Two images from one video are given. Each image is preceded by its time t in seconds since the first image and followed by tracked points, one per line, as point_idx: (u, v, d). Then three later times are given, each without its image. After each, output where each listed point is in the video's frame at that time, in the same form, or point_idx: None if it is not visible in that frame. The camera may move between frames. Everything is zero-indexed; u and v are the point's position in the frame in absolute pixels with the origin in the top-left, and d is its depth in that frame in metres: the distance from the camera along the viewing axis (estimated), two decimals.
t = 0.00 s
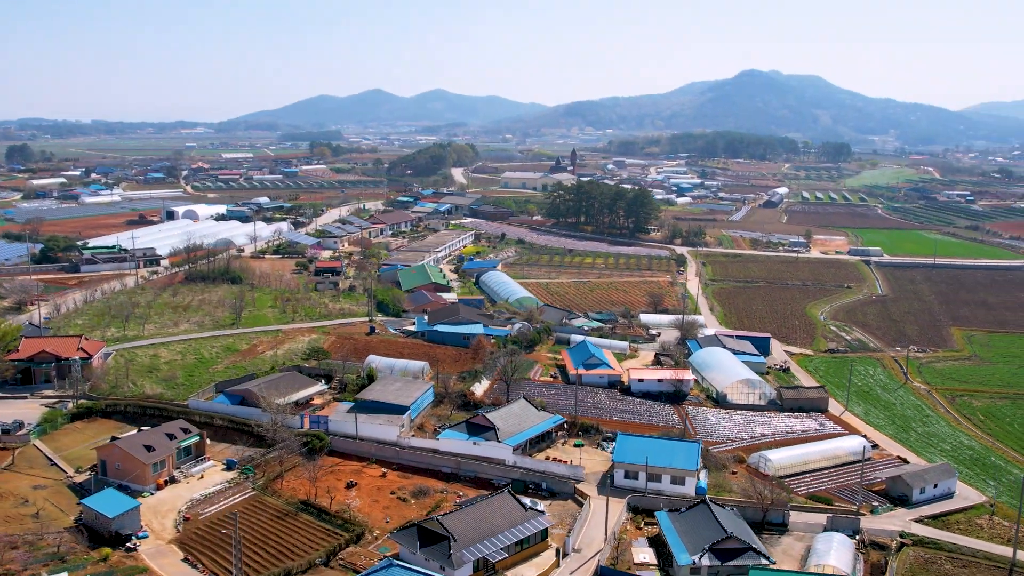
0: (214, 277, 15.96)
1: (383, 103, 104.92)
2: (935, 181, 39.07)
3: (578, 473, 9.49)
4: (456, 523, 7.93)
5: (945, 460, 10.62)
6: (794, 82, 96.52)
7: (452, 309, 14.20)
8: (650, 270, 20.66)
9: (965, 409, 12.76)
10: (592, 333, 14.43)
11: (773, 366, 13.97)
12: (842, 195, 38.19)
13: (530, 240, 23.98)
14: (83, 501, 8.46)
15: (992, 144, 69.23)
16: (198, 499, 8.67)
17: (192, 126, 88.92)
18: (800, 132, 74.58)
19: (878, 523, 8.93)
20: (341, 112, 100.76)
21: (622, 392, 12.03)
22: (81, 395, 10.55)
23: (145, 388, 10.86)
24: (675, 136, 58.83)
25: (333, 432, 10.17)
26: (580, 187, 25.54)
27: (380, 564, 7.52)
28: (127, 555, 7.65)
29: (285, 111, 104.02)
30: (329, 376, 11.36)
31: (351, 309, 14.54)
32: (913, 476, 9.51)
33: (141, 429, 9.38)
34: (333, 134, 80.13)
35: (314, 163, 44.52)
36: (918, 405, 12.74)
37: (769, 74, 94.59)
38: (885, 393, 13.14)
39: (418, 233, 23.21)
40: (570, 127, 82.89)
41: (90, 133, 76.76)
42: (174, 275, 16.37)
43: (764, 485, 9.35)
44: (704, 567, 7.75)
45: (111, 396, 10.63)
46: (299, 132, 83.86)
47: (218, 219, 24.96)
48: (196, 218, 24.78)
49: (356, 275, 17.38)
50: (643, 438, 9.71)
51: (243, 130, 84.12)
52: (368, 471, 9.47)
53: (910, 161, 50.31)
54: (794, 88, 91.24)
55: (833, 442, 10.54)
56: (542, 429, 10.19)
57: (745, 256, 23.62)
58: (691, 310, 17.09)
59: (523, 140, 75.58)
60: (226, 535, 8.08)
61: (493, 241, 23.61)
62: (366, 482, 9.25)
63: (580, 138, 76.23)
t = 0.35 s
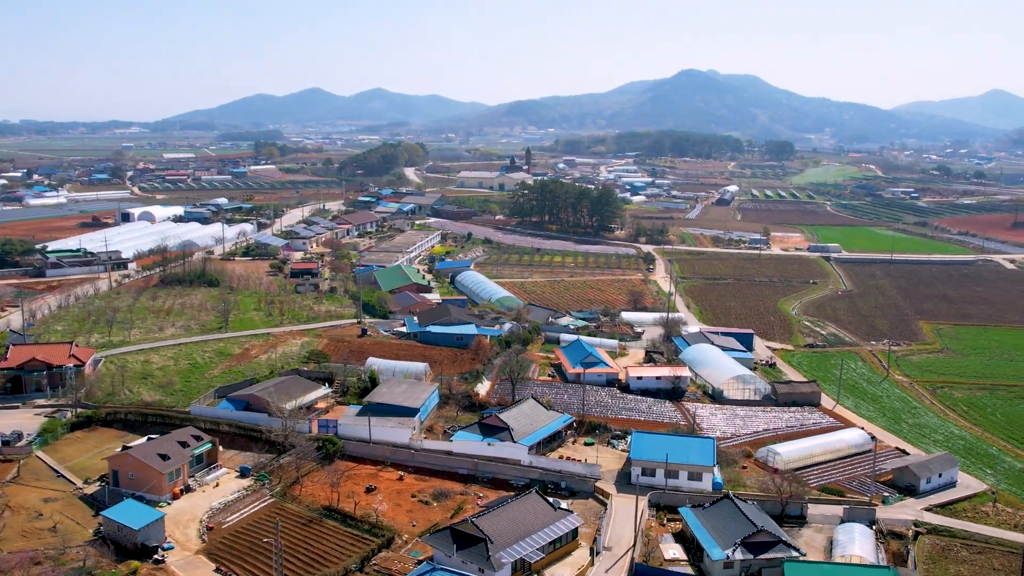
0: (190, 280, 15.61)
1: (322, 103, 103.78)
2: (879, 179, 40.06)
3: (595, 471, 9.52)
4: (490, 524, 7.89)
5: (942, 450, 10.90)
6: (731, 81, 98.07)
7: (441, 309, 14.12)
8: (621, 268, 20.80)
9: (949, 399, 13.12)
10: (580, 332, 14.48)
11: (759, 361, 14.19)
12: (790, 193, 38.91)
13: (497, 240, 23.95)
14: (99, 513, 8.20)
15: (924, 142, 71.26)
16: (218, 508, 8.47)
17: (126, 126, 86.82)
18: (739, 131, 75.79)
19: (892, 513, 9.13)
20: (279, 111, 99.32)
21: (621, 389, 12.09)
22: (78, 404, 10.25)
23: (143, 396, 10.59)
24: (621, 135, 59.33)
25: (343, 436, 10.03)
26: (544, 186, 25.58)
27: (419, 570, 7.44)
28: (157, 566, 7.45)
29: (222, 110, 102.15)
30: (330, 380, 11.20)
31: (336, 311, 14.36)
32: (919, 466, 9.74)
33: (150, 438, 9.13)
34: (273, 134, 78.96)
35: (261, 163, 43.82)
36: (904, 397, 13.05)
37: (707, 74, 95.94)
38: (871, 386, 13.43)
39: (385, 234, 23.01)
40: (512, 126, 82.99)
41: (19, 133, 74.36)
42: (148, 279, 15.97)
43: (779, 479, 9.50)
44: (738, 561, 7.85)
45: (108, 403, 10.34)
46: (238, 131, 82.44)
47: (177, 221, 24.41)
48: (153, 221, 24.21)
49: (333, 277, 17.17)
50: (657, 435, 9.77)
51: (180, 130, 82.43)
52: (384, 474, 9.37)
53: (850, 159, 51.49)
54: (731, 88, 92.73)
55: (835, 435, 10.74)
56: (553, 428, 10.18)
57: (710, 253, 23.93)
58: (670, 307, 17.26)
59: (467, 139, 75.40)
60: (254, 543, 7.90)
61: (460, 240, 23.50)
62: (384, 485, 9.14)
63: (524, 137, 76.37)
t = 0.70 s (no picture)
0: (177, 283, 15.30)
1: (269, 103, 102.49)
2: (834, 178, 40.82)
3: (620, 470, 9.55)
4: (532, 525, 7.88)
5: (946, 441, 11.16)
6: (679, 80, 99.10)
7: (439, 310, 14.07)
8: (601, 268, 20.90)
9: (941, 393, 13.43)
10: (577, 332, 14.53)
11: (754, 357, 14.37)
12: (749, 191, 39.45)
13: (472, 240, 23.89)
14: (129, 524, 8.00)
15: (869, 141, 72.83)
16: (248, 515, 8.32)
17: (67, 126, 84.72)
18: (689, 131, 76.68)
19: (912, 505, 9.32)
20: (226, 111, 97.78)
21: (627, 387, 12.17)
22: (86, 412, 9.99)
23: (152, 403, 10.36)
24: (576, 135, 59.63)
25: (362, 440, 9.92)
26: (517, 185, 25.57)
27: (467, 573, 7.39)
28: None
29: (166, 110, 100.27)
30: (341, 383, 11.08)
31: (332, 313, 14.21)
32: (932, 458, 9.96)
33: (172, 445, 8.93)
34: (222, 134, 77.71)
35: (217, 163, 43.12)
36: (899, 391, 13.32)
37: (655, 74, 96.82)
38: (865, 381, 13.69)
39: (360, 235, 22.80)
40: (464, 126, 82.84)
41: None
42: (131, 282, 15.62)
43: (799, 474, 9.64)
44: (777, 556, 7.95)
45: (118, 411, 10.10)
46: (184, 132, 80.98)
47: (144, 223, 23.91)
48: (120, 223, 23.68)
49: (319, 279, 16.98)
50: (679, 433, 9.83)
51: (124, 130, 80.72)
52: (410, 478, 9.28)
53: (802, 158, 52.39)
54: (680, 87, 93.75)
55: (845, 429, 10.92)
56: (573, 428, 10.19)
57: (683, 251, 24.16)
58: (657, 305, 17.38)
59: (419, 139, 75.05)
60: (293, 551, 7.78)
61: (435, 241, 23.38)
62: (412, 489, 9.06)
63: (477, 137, 76.29)
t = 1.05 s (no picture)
0: (179, 286, 15.08)
1: (231, 103, 101.39)
2: (808, 176, 41.36)
3: (657, 469, 9.58)
4: (588, 525, 7.87)
5: (964, 435, 11.34)
6: (643, 80, 99.70)
7: (451, 311, 14.05)
8: (594, 268, 20.95)
9: (948, 387, 13.65)
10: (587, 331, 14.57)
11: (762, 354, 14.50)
12: (724, 190, 39.83)
13: (462, 240, 23.82)
14: (176, 532, 7.87)
15: (832, 140, 73.87)
16: (296, 520, 8.22)
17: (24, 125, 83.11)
18: (656, 130, 77.21)
19: (945, 499, 9.45)
20: (188, 111, 96.51)
21: (647, 386, 12.22)
22: (114, 417, 9.81)
23: (179, 407, 10.19)
24: (546, 134, 59.77)
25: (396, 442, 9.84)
26: (504, 185, 25.54)
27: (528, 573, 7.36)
28: None
29: (126, 110, 98.74)
30: (366, 386, 11.01)
31: (342, 315, 14.10)
32: (958, 451, 10.13)
33: (210, 450, 8.80)
34: (186, 134, 76.66)
35: (189, 163, 42.56)
36: (907, 387, 13.51)
37: (620, 74, 97.33)
38: (873, 377, 13.87)
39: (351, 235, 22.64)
40: (431, 126, 82.62)
41: None
42: (131, 285, 15.36)
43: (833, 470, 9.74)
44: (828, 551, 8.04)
45: (145, 416, 9.93)
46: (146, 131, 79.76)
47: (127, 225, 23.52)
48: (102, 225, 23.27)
49: (320, 281, 16.86)
50: (713, 430, 9.89)
51: (85, 130, 79.34)
52: (450, 479, 9.24)
53: (772, 157, 53.00)
54: (645, 87, 94.37)
55: (868, 425, 11.05)
56: (606, 428, 10.21)
57: (672, 250, 24.33)
58: (657, 304, 17.47)
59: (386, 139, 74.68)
60: (348, 556, 7.69)
61: (425, 241, 23.30)
62: (454, 490, 9.01)
63: (445, 137, 76.16)
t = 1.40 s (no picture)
0: (161, 289, 14.73)
1: (169, 102, 99.36)
2: (759, 175, 42.07)
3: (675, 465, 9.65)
4: (623, 523, 7.90)
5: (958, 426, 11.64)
6: (587, 79, 100.29)
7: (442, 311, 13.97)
8: (568, 267, 21.01)
9: (931, 381, 14.01)
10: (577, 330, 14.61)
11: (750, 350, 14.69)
12: (679, 188, 40.29)
13: (432, 240, 23.70)
14: (207, 541, 7.69)
15: (775, 139, 75.23)
16: (326, 526, 8.09)
17: None
18: (603, 129, 77.77)
19: (953, 490, 9.68)
20: (124, 110, 94.30)
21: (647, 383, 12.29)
22: (120, 426, 9.55)
23: (185, 414, 9.95)
24: (496, 134, 59.79)
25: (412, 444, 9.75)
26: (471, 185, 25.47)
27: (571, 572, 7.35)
28: None
29: (59, 109, 96.08)
30: (373, 388, 10.89)
31: (332, 317, 13.93)
32: (959, 442, 10.39)
33: (230, 457, 8.62)
34: (124, 134, 74.89)
35: (136, 163, 41.57)
36: (893, 381, 13.82)
37: (564, 73, 97.75)
38: (859, 372, 14.16)
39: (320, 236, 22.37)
40: (376, 125, 82.01)
41: None
42: (109, 289, 14.96)
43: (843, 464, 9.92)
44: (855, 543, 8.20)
45: (152, 423, 9.69)
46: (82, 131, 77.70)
47: (87, 227, 22.89)
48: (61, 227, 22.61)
49: (301, 282, 16.63)
50: (726, 427, 10.00)
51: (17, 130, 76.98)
52: (471, 481, 9.19)
53: (720, 156, 53.78)
54: (589, 86, 95.00)
55: (868, 418, 11.27)
56: (619, 426, 10.25)
57: (639, 248, 24.55)
58: (637, 302, 17.59)
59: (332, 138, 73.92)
60: (385, 561, 7.59)
61: (395, 242, 23.12)
62: (478, 492, 8.96)
63: (392, 136, 75.70)
